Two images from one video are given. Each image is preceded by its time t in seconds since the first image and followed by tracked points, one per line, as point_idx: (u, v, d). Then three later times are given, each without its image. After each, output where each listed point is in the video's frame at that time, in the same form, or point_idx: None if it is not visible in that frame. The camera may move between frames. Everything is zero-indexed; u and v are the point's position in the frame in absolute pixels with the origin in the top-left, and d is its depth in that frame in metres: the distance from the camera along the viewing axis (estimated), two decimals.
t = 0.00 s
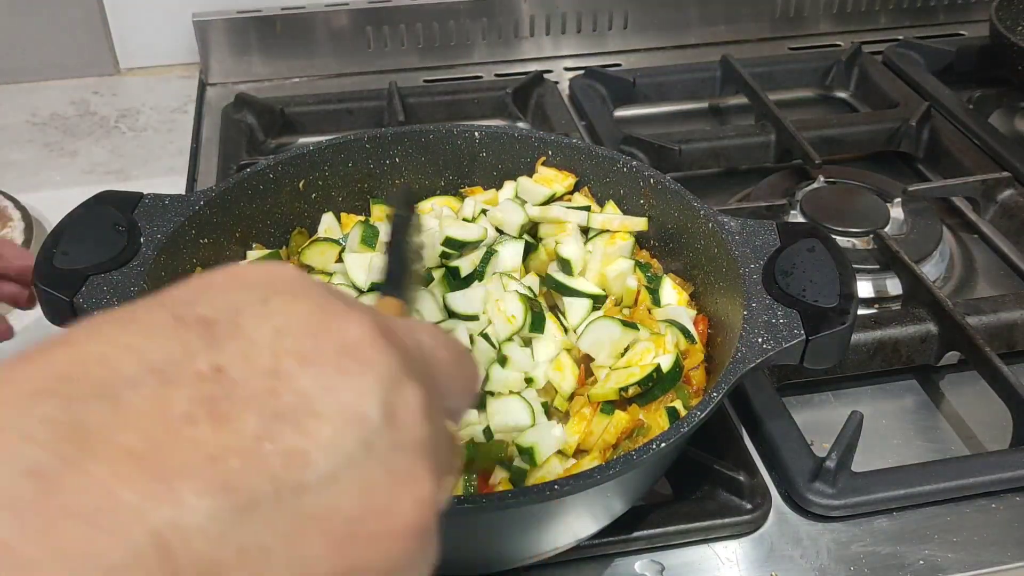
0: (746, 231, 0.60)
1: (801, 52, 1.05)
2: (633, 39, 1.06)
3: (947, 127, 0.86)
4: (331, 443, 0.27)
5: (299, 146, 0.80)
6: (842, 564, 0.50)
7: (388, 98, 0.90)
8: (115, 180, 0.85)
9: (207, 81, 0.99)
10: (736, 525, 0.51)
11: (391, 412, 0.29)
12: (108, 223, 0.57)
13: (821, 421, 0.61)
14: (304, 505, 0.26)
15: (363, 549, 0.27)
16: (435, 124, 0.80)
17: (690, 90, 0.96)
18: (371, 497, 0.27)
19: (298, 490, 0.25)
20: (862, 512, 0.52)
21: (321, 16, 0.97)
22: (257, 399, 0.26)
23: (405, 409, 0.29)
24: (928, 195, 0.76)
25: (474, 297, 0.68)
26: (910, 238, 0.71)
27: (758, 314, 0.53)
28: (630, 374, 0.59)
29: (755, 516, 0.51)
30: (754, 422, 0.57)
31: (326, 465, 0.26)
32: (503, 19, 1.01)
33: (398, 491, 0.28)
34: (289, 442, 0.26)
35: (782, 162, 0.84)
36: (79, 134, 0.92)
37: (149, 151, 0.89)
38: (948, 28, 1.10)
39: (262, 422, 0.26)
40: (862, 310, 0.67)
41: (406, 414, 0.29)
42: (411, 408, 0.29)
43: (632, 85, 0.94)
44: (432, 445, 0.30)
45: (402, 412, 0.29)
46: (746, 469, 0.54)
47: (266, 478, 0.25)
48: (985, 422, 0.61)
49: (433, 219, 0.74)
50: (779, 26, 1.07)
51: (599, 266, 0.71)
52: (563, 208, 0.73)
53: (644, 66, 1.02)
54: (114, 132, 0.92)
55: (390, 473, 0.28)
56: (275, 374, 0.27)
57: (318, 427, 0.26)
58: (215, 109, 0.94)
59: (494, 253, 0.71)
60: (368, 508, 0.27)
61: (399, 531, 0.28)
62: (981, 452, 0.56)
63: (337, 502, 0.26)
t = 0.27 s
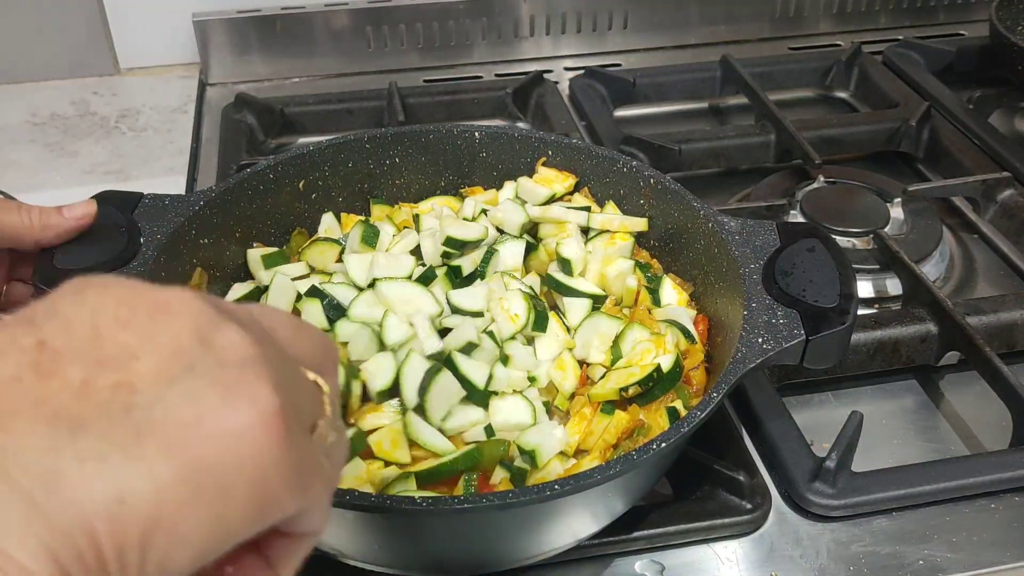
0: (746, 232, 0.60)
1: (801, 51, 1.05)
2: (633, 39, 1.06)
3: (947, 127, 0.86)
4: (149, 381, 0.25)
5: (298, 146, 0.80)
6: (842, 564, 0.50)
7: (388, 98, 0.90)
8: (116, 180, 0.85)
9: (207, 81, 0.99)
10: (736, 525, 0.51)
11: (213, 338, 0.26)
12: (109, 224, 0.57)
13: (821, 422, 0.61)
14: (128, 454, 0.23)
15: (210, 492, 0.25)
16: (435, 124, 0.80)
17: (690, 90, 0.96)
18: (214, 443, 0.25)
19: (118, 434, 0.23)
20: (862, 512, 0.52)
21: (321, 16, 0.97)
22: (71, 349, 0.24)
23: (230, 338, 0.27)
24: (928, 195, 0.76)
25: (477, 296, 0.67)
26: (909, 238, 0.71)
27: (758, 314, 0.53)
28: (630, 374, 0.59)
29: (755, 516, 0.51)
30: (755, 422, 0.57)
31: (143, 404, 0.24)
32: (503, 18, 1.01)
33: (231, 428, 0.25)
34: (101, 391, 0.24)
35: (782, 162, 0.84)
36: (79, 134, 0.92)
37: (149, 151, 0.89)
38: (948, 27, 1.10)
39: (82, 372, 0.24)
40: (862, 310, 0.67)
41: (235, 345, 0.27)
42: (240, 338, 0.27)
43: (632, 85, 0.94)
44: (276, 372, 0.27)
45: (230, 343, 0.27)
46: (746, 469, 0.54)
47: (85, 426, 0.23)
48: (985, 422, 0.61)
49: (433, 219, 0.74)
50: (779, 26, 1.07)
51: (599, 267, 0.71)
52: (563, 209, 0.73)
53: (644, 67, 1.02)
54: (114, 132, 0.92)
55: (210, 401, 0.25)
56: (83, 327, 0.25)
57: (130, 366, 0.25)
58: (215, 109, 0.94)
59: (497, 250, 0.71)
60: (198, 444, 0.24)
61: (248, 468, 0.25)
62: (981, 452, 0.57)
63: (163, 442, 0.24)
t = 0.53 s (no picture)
0: (746, 231, 0.60)
1: (801, 51, 1.05)
2: (633, 39, 1.06)
3: (947, 127, 0.86)
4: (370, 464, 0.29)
5: (298, 146, 0.80)
6: (842, 564, 0.50)
7: (388, 98, 0.90)
8: (115, 180, 0.85)
9: (207, 81, 0.99)
10: (736, 525, 0.51)
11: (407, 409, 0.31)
12: (108, 224, 0.57)
13: (821, 422, 0.61)
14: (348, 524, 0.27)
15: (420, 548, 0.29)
16: (435, 124, 0.80)
17: (690, 90, 0.96)
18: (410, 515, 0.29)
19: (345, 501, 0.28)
20: (862, 512, 0.52)
21: (321, 16, 0.97)
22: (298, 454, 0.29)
23: (415, 412, 0.31)
24: (928, 195, 0.76)
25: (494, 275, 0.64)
26: (909, 238, 0.71)
27: (758, 314, 0.53)
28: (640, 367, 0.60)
29: (755, 516, 0.51)
30: (755, 422, 0.57)
31: (357, 480, 0.28)
32: (503, 19, 1.01)
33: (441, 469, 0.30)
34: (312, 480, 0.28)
35: (782, 162, 0.84)
36: (79, 134, 0.92)
37: (149, 151, 0.89)
38: (948, 28, 1.10)
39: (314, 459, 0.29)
40: (862, 310, 0.67)
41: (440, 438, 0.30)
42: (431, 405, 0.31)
43: (632, 85, 0.94)
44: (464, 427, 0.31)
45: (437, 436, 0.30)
46: (746, 469, 0.54)
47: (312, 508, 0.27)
48: (985, 422, 0.61)
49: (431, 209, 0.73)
50: (779, 26, 1.07)
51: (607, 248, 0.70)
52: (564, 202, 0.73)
53: (644, 67, 1.02)
54: (114, 132, 0.92)
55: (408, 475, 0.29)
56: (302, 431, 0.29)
57: (362, 433, 0.30)
58: (215, 109, 0.95)
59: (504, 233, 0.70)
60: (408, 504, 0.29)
61: (438, 511, 0.29)
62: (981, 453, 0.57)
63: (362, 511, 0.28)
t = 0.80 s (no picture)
0: (745, 232, 0.60)
1: (801, 51, 1.05)
2: (633, 39, 1.05)
3: (947, 127, 0.86)
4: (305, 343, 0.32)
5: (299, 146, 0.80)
6: (842, 564, 0.50)
7: (388, 98, 0.90)
8: (116, 180, 0.85)
9: (207, 81, 0.99)
10: (736, 525, 0.51)
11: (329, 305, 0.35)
12: (109, 224, 0.57)
13: (821, 422, 0.61)
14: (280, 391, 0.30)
15: (324, 437, 0.30)
16: (435, 124, 0.80)
17: (691, 90, 0.96)
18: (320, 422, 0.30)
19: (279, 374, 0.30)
20: (862, 512, 0.52)
21: (321, 16, 0.97)
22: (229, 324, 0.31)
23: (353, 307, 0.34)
24: (929, 195, 0.76)
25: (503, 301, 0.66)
26: (909, 238, 0.71)
27: (758, 314, 0.53)
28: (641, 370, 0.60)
29: (755, 516, 0.51)
30: (755, 422, 0.57)
31: (223, 398, 0.28)
32: (503, 18, 1.01)
33: (308, 386, 0.30)
34: (254, 354, 0.30)
35: (782, 162, 0.84)
36: (79, 134, 0.92)
37: (149, 151, 0.89)
38: (948, 27, 1.10)
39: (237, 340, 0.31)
40: (862, 310, 0.67)
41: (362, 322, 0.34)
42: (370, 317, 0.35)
43: (632, 85, 0.94)
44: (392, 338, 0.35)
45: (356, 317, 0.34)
46: (746, 469, 0.54)
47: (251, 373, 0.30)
48: (985, 422, 0.61)
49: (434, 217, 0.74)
50: (779, 26, 1.07)
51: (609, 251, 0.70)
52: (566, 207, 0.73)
53: (644, 67, 1.02)
54: (114, 132, 0.92)
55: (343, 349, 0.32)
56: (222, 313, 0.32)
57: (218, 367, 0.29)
58: (215, 109, 0.95)
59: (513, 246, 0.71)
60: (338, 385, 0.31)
61: (290, 451, 0.29)
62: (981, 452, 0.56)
63: (307, 383, 0.30)
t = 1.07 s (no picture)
0: (746, 232, 0.60)
1: (801, 51, 1.05)
2: (633, 38, 1.05)
3: (947, 127, 0.86)
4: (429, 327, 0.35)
5: (299, 146, 0.80)
6: (842, 564, 0.50)
7: (388, 98, 0.90)
8: (116, 180, 0.85)
9: (207, 81, 0.99)
10: (736, 525, 0.51)
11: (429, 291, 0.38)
12: (108, 224, 0.57)
13: (821, 422, 0.61)
14: (417, 366, 0.33)
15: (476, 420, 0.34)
16: (435, 124, 0.80)
17: (691, 90, 0.96)
18: (479, 385, 0.34)
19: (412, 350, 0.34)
20: (862, 512, 0.52)
21: (321, 16, 0.97)
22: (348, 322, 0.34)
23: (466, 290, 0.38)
24: (928, 195, 0.76)
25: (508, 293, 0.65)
26: (909, 238, 0.71)
27: (758, 314, 0.53)
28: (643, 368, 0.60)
29: (755, 516, 0.51)
30: (754, 422, 0.57)
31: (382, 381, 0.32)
32: (503, 18, 1.01)
33: (497, 363, 0.35)
34: (400, 352, 0.34)
35: (782, 162, 0.84)
36: (79, 134, 0.92)
37: (149, 151, 0.89)
38: (948, 27, 1.10)
39: (372, 327, 0.34)
40: (862, 310, 0.67)
41: (496, 311, 0.38)
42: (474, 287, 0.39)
43: (632, 85, 0.94)
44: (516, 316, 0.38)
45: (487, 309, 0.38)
46: (746, 469, 0.54)
47: (376, 356, 0.32)
48: (985, 422, 0.61)
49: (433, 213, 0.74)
50: (778, 26, 1.07)
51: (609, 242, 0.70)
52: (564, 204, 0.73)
53: (643, 67, 1.02)
54: (114, 132, 0.92)
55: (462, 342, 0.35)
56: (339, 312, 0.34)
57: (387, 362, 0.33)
58: (215, 109, 0.95)
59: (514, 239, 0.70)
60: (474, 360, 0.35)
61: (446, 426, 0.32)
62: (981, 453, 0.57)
63: (440, 373, 0.34)
